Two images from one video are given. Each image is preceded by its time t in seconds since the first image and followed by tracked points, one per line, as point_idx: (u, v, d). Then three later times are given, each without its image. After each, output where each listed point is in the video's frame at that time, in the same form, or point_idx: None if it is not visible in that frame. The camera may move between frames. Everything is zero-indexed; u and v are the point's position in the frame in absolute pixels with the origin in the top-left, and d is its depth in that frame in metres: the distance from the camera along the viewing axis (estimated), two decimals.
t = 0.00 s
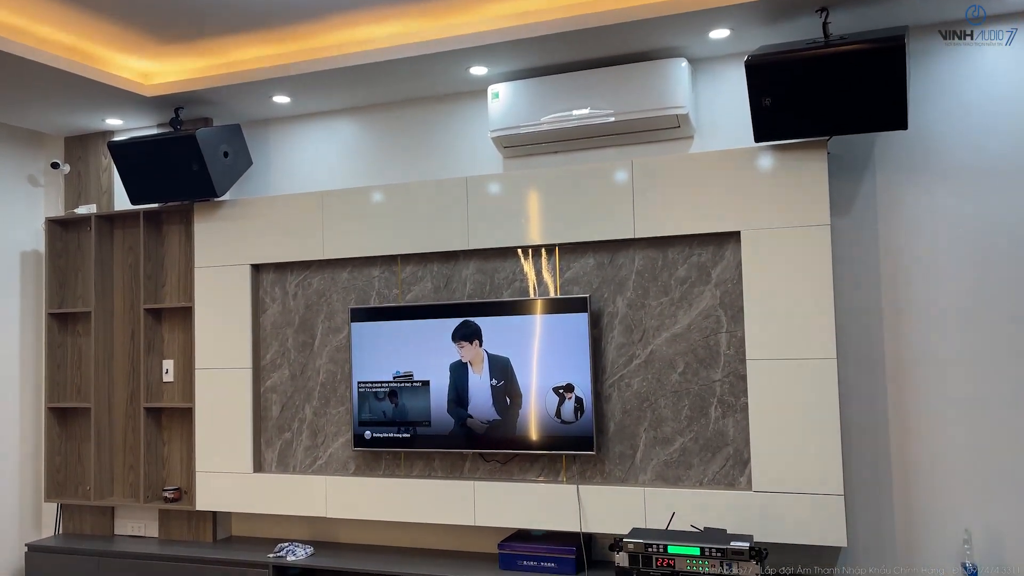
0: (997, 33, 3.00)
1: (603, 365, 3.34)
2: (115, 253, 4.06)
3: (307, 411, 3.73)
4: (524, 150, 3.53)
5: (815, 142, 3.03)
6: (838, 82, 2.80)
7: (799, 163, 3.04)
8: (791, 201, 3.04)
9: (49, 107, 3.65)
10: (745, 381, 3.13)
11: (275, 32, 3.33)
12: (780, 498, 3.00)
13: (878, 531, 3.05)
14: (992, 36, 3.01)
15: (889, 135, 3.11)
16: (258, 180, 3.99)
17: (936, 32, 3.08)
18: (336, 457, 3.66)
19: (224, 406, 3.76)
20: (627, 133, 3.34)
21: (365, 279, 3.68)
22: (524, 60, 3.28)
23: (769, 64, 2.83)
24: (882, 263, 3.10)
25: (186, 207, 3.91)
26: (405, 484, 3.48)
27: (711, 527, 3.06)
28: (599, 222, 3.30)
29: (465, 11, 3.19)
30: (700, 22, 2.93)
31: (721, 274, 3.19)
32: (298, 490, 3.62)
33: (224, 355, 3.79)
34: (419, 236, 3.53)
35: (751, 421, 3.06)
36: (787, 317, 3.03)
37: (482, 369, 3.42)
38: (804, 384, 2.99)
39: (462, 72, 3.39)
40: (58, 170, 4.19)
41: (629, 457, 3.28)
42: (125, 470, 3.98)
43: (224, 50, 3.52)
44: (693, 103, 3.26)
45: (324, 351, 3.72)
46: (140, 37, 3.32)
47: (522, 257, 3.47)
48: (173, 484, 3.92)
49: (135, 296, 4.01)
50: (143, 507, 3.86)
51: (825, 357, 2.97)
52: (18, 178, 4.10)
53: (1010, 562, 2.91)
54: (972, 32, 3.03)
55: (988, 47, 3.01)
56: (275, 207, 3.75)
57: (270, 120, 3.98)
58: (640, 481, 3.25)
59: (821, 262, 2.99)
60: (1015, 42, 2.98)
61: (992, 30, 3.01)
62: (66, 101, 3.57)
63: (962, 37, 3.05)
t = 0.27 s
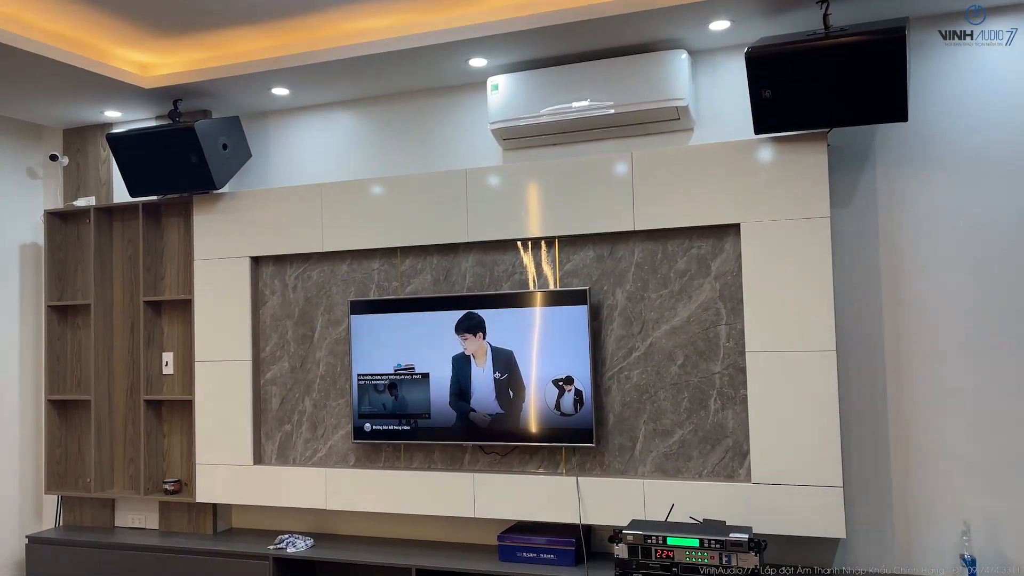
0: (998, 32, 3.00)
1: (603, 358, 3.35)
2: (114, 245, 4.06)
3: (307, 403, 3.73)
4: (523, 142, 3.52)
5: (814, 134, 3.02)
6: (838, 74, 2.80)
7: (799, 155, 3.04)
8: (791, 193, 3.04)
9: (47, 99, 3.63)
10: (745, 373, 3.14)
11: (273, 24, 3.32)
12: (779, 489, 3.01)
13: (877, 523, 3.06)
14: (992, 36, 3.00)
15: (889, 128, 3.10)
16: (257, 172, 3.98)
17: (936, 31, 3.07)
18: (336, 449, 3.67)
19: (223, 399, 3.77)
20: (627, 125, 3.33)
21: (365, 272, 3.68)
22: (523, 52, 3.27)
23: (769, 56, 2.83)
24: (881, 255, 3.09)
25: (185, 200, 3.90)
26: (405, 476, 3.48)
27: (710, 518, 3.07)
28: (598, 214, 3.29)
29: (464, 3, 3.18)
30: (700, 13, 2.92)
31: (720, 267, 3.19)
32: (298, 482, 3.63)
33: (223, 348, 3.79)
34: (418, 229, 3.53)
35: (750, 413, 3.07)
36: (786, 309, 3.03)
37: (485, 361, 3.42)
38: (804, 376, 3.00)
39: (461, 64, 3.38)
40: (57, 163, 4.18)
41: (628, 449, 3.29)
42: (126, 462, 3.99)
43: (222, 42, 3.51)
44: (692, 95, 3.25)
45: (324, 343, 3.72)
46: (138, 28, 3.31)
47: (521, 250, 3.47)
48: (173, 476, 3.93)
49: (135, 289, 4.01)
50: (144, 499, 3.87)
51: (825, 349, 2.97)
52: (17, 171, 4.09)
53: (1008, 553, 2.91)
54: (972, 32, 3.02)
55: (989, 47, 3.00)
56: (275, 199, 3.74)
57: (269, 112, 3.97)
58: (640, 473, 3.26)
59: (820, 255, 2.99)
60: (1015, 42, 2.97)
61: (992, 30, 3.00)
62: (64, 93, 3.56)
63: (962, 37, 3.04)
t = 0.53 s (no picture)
0: (998, 32, 2.99)
1: (602, 350, 3.35)
2: (113, 238, 4.06)
3: (306, 395, 3.73)
4: (522, 134, 3.51)
5: (814, 126, 3.02)
6: (838, 65, 2.79)
7: (799, 147, 3.03)
8: (790, 185, 3.03)
9: (45, 91, 3.62)
10: (744, 365, 3.14)
11: (272, 15, 3.31)
12: (777, 481, 3.01)
13: (876, 514, 3.07)
14: (993, 36, 3.00)
15: (889, 120, 3.10)
16: (256, 165, 3.98)
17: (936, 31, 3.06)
18: (335, 441, 3.67)
19: (223, 391, 3.77)
20: (627, 116, 3.32)
21: (364, 264, 3.68)
22: (523, 43, 3.26)
23: (769, 48, 2.82)
24: (881, 247, 3.09)
25: (184, 192, 3.90)
26: (404, 468, 3.49)
27: (709, 510, 3.08)
28: (598, 207, 3.29)
29: None
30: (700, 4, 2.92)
31: (720, 259, 3.19)
32: (297, 474, 3.63)
33: (223, 340, 3.79)
34: (417, 221, 3.53)
35: (749, 405, 3.07)
36: (785, 301, 3.03)
37: (485, 354, 3.42)
38: (803, 368, 3.00)
39: (460, 56, 3.37)
40: (55, 155, 4.17)
41: (627, 441, 3.29)
42: (126, 455, 3.99)
43: (220, 33, 3.50)
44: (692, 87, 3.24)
45: (323, 335, 3.72)
46: (136, 20, 3.30)
47: (521, 242, 3.47)
48: (173, 469, 3.94)
49: (134, 281, 4.01)
50: (144, 491, 3.88)
51: (824, 341, 2.97)
52: (15, 163, 4.09)
53: (1006, 544, 2.92)
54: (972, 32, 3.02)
55: (988, 47, 3.00)
56: (273, 192, 3.74)
57: (268, 104, 3.96)
58: (639, 465, 3.27)
59: (820, 247, 2.99)
60: (1015, 42, 2.97)
61: (992, 30, 3.00)
62: (63, 85, 3.55)
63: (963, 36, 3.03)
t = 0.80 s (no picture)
0: (998, 32, 2.98)
1: (600, 342, 3.35)
2: (111, 231, 4.05)
3: (305, 388, 3.74)
4: (521, 127, 3.51)
5: (813, 118, 3.01)
6: (837, 57, 2.79)
7: (797, 139, 3.03)
8: (789, 177, 3.03)
9: (42, 83, 3.61)
10: (742, 357, 3.14)
11: (269, 7, 3.30)
12: (775, 472, 3.02)
13: (874, 506, 3.08)
14: (993, 36, 2.99)
15: (888, 113, 3.09)
16: (254, 157, 3.97)
17: (937, 32, 3.05)
18: (334, 434, 3.68)
19: (222, 384, 3.77)
20: (625, 109, 3.32)
21: (362, 257, 3.68)
22: (521, 35, 3.25)
23: (768, 39, 2.81)
24: (879, 239, 3.09)
25: (182, 185, 3.89)
26: (403, 460, 3.49)
27: (707, 501, 3.09)
28: (596, 199, 3.29)
29: None
30: None
31: (718, 251, 3.19)
32: (296, 467, 3.64)
33: (221, 333, 3.78)
34: (416, 214, 3.52)
35: (747, 397, 3.08)
36: (783, 294, 3.03)
37: (484, 346, 3.42)
38: (801, 360, 3.00)
39: (458, 48, 3.36)
40: (52, 147, 4.16)
41: (625, 433, 3.30)
42: (125, 448, 4.00)
43: (218, 25, 3.49)
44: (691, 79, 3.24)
45: (321, 328, 3.72)
46: (133, 12, 3.29)
47: (519, 235, 3.47)
48: (172, 461, 3.94)
49: (132, 274, 4.00)
50: (143, 484, 3.88)
51: (822, 333, 2.98)
52: (12, 155, 4.08)
53: (1003, 535, 2.93)
54: (973, 32, 3.01)
55: (988, 47, 2.99)
56: (271, 184, 3.73)
57: (266, 97, 3.95)
58: (637, 457, 3.27)
59: (818, 239, 2.99)
60: (1015, 42, 2.96)
61: (992, 30, 2.99)
62: (59, 77, 3.53)
63: (963, 37, 3.02)
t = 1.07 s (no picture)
0: (998, 32, 2.98)
1: (598, 335, 3.35)
2: (108, 223, 4.04)
3: (303, 380, 3.74)
4: (518, 119, 3.50)
5: (810, 109, 3.01)
6: (835, 49, 2.78)
7: (795, 131, 3.03)
8: (787, 169, 3.03)
9: (38, 75, 3.60)
10: (740, 349, 3.15)
11: None
12: (773, 464, 3.03)
13: (870, 497, 3.09)
14: (993, 36, 2.99)
15: (886, 105, 3.09)
16: (250, 150, 3.96)
17: (937, 32, 3.05)
18: (332, 426, 3.68)
19: (220, 377, 3.77)
20: (623, 101, 3.31)
21: (360, 249, 3.67)
22: (518, 27, 3.24)
23: (766, 31, 2.80)
24: (876, 231, 3.09)
25: (179, 177, 3.88)
26: (402, 453, 3.50)
27: (704, 493, 3.09)
28: (594, 192, 3.29)
29: None
30: None
31: (716, 244, 3.19)
32: (294, 459, 3.64)
33: (219, 325, 3.78)
34: (413, 206, 3.52)
35: (745, 389, 3.08)
36: (781, 286, 3.04)
37: (481, 339, 3.42)
38: (798, 352, 3.01)
39: (455, 40, 3.35)
40: (48, 140, 4.15)
41: (623, 425, 3.30)
42: (123, 441, 4.00)
43: (214, 16, 3.47)
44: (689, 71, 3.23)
45: (319, 321, 3.72)
46: (129, 3, 3.28)
47: (517, 227, 3.46)
48: (170, 454, 3.94)
49: (129, 267, 4.00)
50: (141, 476, 3.89)
51: (819, 325, 2.98)
52: (8, 148, 4.06)
53: (998, 525, 2.94)
54: (972, 32, 3.01)
55: (988, 47, 2.99)
56: (269, 177, 3.72)
57: (262, 89, 3.94)
58: (635, 450, 3.28)
59: (816, 231, 2.99)
60: (1014, 42, 2.96)
61: (992, 30, 2.99)
62: (55, 69, 3.52)
63: (963, 37, 3.02)
